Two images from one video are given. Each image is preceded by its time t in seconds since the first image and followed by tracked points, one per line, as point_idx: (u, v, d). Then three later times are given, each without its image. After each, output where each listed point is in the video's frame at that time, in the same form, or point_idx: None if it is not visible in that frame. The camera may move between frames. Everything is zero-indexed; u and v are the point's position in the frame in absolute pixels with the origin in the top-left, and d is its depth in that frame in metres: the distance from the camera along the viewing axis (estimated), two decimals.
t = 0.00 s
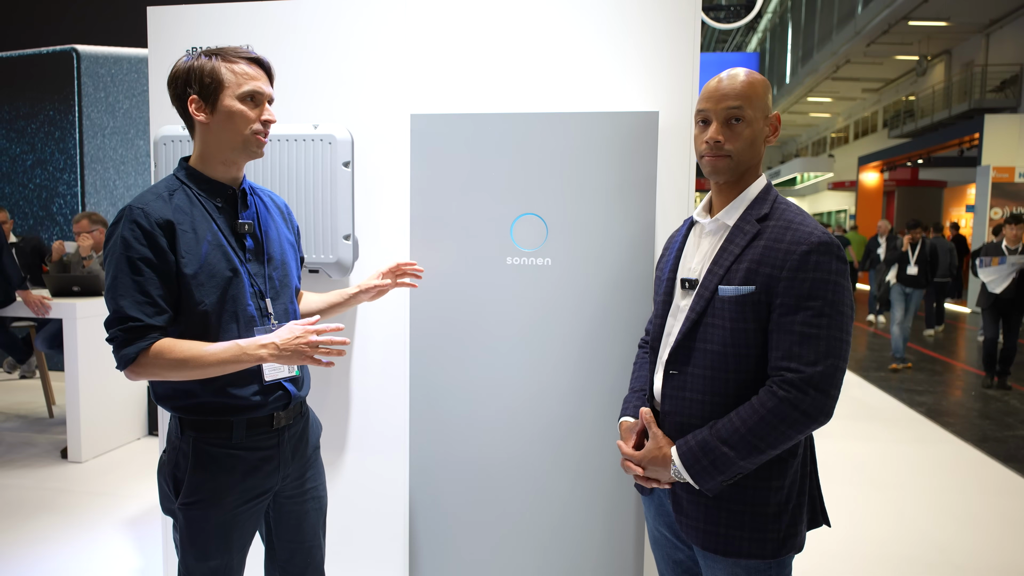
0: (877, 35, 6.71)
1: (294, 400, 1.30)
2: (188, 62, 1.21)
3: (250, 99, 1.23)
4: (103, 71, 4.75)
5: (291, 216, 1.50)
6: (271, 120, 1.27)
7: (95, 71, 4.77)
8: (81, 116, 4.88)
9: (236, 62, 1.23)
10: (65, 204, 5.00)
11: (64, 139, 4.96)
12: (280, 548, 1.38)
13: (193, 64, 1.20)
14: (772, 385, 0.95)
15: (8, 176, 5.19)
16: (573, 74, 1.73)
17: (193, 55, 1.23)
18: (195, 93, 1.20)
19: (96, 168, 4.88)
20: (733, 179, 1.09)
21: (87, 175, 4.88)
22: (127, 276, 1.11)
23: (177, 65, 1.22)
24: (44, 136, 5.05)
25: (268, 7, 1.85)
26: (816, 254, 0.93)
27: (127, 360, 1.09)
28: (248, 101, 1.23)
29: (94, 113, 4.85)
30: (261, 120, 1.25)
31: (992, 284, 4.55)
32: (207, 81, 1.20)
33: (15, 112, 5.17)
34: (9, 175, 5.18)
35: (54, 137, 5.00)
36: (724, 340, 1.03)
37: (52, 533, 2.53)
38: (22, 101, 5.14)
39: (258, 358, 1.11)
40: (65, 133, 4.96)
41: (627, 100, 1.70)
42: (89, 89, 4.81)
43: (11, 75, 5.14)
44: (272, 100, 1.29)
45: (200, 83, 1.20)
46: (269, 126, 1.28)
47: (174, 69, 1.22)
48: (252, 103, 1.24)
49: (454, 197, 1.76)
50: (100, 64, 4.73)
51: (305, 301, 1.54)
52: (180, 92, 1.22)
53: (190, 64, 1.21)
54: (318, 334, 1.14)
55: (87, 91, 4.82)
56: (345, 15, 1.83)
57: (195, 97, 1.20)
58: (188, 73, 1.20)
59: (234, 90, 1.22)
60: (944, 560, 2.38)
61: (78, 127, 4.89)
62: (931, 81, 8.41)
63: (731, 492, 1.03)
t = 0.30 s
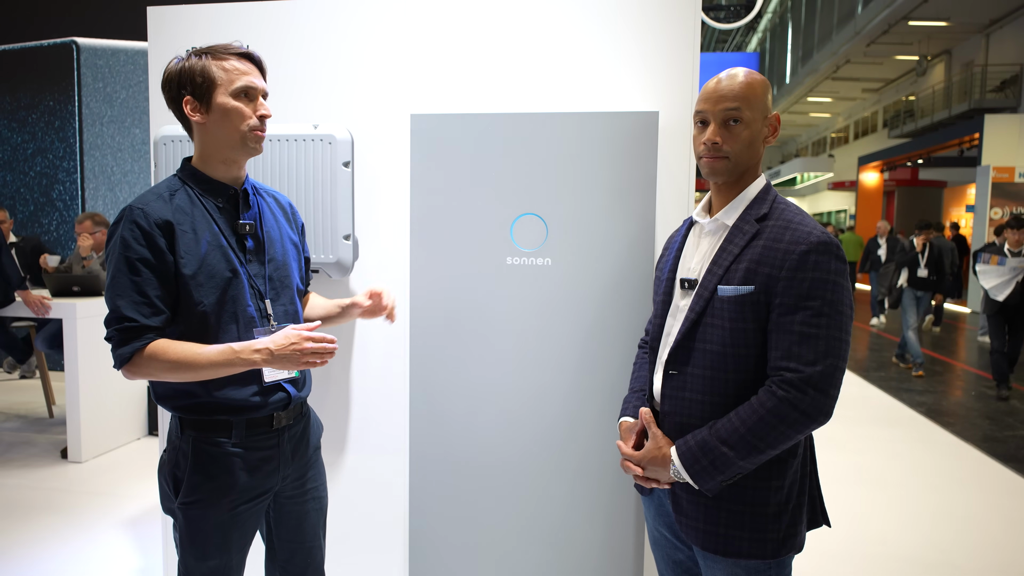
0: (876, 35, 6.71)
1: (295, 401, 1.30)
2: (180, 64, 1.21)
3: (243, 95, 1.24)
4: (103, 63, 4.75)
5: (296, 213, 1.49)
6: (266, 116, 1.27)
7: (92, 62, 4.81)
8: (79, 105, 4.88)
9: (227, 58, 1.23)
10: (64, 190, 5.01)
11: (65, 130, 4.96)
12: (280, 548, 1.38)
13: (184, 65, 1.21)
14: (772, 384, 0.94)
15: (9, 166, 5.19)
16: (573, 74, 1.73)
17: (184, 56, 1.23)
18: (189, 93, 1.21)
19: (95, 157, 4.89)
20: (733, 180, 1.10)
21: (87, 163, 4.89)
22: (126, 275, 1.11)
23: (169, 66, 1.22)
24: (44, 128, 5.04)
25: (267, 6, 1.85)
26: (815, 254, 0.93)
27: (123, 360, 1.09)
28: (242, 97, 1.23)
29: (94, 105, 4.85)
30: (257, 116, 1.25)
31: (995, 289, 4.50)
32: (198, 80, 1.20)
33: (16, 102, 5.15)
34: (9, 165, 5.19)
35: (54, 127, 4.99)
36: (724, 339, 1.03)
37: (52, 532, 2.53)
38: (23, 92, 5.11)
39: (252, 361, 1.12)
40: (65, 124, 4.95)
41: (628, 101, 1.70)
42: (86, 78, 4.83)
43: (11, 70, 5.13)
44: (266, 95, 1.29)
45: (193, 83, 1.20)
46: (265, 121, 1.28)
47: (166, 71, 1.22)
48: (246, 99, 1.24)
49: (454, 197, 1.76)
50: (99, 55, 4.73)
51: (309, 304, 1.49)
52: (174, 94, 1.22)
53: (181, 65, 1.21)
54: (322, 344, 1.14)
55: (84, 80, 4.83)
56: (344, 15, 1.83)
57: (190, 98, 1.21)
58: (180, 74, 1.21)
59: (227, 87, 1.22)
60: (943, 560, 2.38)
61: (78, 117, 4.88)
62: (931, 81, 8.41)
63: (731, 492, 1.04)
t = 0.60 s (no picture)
0: (877, 35, 6.71)
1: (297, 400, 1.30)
2: (182, 64, 1.22)
3: (244, 96, 1.24)
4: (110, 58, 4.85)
5: (299, 212, 1.49)
6: (267, 116, 1.27)
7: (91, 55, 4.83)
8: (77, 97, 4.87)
9: (229, 59, 1.23)
10: (64, 181, 4.97)
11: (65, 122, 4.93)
12: (281, 548, 1.38)
13: (186, 65, 1.21)
14: (772, 384, 0.94)
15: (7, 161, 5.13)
16: (574, 74, 1.73)
17: (186, 56, 1.23)
18: (191, 94, 1.21)
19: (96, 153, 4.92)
20: (734, 179, 1.10)
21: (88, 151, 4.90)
22: (132, 272, 1.12)
23: (172, 66, 1.22)
24: (43, 121, 5.00)
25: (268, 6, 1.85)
26: (815, 254, 0.93)
27: (130, 360, 1.10)
28: (242, 97, 1.24)
29: (95, 97, 4.89)
30: (257, 117, 1.25)
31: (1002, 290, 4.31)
32: (200, 81, 1.21)
33: (15, 97, 5.09)
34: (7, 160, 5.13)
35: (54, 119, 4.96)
36: (723, 339, 1.03)
37: (53, 533, 2.53)
38: (23, 84, 5.05)
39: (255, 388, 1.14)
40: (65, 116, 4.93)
41: (628, 101, 1.70)
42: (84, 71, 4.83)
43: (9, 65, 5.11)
44: (267, 96, 1.29)
45: (195, 83, 1.21)
46: (266, 122, 1.28)
47: (169, 71, 1.22)
48: (247, 100, 1.24)
49: (455, 198, 1.76)
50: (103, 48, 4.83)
51: (309, 342, 1.39)
52: (176, 95, 1.23)
53: (184, 66, 1.21)
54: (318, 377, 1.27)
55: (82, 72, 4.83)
56: (344, 16, 1.83)
57: (191, 98, 1.21)
58: (182, 75, 1.21)
59: (227, 88, 1.22)
60: (942, 560, 2.38)
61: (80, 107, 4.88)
62: (931, 81, 8.41)
63: (732, 492, 1.03)
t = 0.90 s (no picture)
0: (877, 35, 6.71)
1: (298, 401, 1.30)
2: (188, 66, 1.23)
3: (249, 96, 1.24)
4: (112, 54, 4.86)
5: (303, 212, 1.50)
6: (271, 116, 1.27)
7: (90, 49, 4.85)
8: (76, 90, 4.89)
9: (233, 60, 1.24)
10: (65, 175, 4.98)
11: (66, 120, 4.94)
12: (281, 548, 1.38)
13: (192, 67, 1.22)
14: (771, 385, 0.95)
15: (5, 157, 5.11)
16: (574, 74, 1.73)
17: (192, 58, 1.25)
18: (196, 94, 1.22)
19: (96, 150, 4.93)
20: (728, 181, 1.09)
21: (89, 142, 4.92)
22: (139, 272, 1.12)
23: (178, 69, 1.24)
24: (42, 116, 5.00)
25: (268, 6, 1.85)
26: (815, 254, 0.93)
27: (149, 365, 1.11)
28: (247, 98, 1.24)
29: (95, 96, 4.90)
30: (261, 116, 1.25)
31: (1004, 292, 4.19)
32: (204, 81, 1.21)
33: (14, 91, 5.07)
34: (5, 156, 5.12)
35: (54, 114, 4.96)
36: (723, 340, 1.03)
37: (53, 532, 2.53)
38: (21, 77, 5.04)
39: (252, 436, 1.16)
40: (66, 112, 4.93)
41: (628, 101, 1.70)
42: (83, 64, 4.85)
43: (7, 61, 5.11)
44: (271, 97, 1.30)
45: (199, 84, 1.22)
46: (270, 122, 1.28)
47: (175, 73, 1.24)
48: (251, 100, 1.25)
49: (455, 198, 1.76)
50: (103, 44, 4.85)
51: (313, 376, 1.37)
52: (182, 95, 1.24)
53: (189, 67, 1.23)
54: (318, 427, 1.29)
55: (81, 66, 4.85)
56: (344, 15, 1.83)
57: (196, 98, 1.22)
58: (187, 76, 1.22)
59: (231, 88, 1.23)
60: (942, 560, 2.38)
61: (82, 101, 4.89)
62: (931, 81, 8.40)
63: (731, 492, 1.04)
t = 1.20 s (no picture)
0: (876, 35, 6.71)
1: (300, 401, 1.30)
2: (194, 67, 1.23)
3: (254, 99, 1.24)
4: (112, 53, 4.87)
5: (305, 212, 1.50)
6: (276, 119, 1.27)
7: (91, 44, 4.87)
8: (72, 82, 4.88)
9: (239, 63, 1.24)
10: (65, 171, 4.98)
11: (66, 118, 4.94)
12: (282, 547, 1.38)
13: (198, 68, 1.23)
14: (768, 385, 0.95)
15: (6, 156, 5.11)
16: (575, 74, 1.73)
17: (199, 60, 1.25)
18: (201, 96, 1.23)
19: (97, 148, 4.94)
20: (714, 180, 1.10)
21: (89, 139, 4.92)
22: (140, 270, 1.13)
23: (184, 70, 1.24)
24: (43, 115, 4.99)
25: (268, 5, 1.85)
26: (812, 255, 0.93)
27: (147, 364, 1.11)
28: (252, 100, 1.24)
29: (96, 94, 4.90)
30: (266, 118, 1.25)
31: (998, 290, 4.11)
32: (210, 83, 1.22)
33: (14, 91, 5.06)
34: (6, 155, 5.12)
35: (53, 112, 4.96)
36: (720, 340, 1.03)
37: (53, 532, 2.53)
38: (20, 72, 5.03)
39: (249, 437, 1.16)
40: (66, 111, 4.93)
41: (629, 101, 1.70)
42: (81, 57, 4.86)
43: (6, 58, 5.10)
44: (276, 99, 1.30)
45: (206, 86, 1.22)
46: (275, 124, 1.28)
47: (182, 74, 1.24)
48: (257, 102, 1.25)
49: (455, 198, 1.76)
50: (103, 38, 4.85)
51: (314, 376, 1.37)
52: (188, 97, 1.24)
53: (195, 69, 1.23)
54: (318, 427, 1.29)
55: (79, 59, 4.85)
56: (344, 15, 1.83)
57: (201, 101, 1.23)
58: (194, 78, 1.22)
59: (238, 90, 1.23)
60: (942, 560, 2.38)
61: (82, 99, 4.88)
62: (931, 81, 8.33)
63: (730, 492, 1.04)
